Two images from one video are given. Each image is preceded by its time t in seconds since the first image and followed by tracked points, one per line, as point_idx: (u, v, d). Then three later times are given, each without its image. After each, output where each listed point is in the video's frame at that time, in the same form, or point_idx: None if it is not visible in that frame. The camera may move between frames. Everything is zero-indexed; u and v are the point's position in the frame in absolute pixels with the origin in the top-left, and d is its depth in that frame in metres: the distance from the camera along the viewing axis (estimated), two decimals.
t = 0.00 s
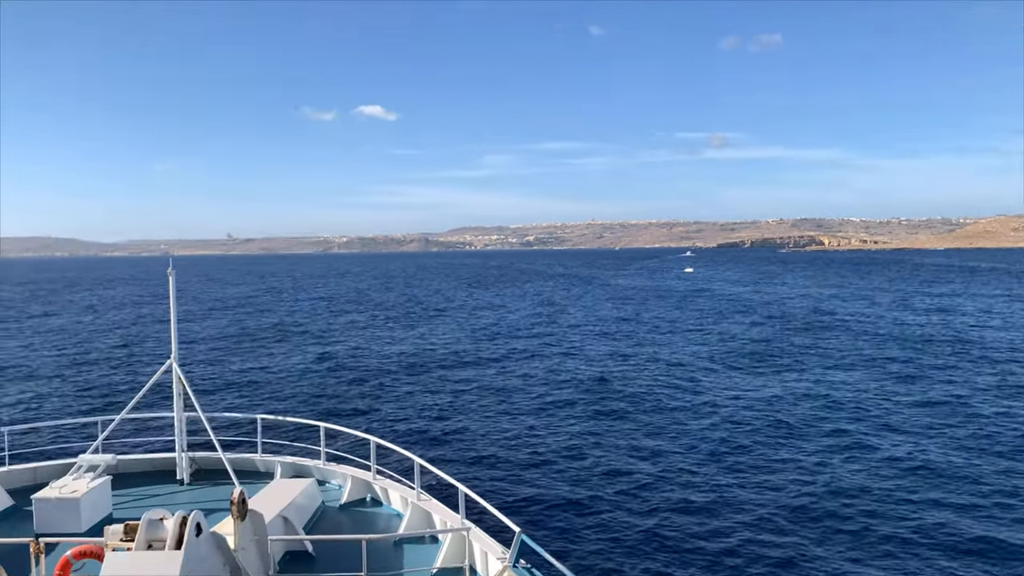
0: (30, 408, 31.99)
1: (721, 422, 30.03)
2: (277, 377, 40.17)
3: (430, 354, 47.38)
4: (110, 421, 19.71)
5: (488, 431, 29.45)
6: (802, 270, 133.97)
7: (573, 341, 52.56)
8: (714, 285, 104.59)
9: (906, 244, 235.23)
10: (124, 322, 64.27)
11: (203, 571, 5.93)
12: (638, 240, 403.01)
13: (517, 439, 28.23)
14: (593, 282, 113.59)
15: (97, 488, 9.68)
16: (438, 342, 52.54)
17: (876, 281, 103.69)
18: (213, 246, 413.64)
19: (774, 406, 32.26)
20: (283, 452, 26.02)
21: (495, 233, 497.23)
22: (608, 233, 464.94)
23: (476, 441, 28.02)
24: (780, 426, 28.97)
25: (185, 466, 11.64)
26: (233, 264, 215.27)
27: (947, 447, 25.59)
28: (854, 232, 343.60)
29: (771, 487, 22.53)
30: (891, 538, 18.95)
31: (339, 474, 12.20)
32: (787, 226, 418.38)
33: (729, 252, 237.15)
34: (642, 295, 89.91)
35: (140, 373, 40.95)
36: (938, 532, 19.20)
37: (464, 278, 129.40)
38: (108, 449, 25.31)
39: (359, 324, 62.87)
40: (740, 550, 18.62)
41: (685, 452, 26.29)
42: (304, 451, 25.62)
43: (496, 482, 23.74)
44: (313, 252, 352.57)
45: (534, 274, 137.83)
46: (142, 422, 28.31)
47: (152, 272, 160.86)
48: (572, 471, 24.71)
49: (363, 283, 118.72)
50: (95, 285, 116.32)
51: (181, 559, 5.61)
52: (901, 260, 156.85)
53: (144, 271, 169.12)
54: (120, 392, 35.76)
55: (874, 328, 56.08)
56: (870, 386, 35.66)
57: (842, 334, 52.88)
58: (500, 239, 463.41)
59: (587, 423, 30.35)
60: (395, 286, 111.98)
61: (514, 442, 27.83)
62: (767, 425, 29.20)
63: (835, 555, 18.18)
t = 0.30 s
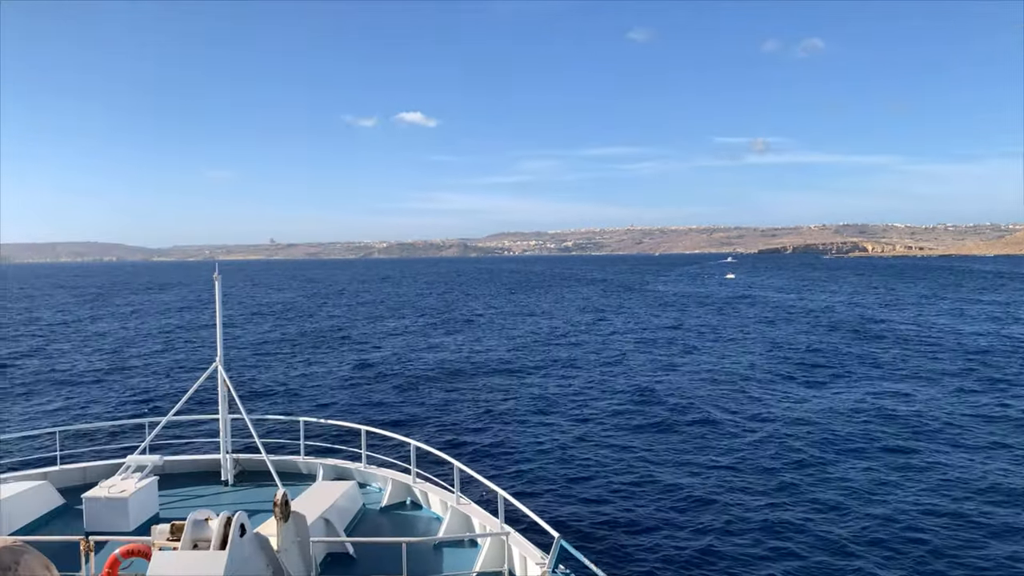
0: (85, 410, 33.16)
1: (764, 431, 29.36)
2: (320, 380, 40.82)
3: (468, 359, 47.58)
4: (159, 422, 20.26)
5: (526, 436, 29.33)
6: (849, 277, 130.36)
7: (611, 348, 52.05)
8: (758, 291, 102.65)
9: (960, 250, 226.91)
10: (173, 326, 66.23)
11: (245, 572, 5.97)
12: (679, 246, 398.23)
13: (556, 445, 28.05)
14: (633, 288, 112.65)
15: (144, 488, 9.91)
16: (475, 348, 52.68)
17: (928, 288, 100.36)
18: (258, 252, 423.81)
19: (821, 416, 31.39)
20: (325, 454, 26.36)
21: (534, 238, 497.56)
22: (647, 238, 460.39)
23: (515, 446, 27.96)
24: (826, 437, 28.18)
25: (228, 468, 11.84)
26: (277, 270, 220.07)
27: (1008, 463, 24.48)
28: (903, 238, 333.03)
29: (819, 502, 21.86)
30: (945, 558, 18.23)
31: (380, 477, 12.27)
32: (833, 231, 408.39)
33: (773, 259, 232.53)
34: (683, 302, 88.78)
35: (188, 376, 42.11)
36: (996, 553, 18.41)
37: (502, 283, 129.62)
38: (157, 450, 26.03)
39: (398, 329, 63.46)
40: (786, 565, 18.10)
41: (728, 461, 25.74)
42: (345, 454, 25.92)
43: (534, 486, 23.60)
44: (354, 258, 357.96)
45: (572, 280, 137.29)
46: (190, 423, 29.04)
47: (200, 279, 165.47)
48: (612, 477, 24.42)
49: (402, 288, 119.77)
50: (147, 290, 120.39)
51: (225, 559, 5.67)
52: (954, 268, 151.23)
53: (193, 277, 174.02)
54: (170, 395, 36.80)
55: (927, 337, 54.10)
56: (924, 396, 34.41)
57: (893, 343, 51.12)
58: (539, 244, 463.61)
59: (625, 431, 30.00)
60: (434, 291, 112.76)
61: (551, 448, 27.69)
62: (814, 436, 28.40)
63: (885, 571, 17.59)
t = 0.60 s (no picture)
0: (132, 407, 34.17)
1: (806, 436, 28.65)
2: (358, 380, 41.34)
3: (503, 360, 47.63)
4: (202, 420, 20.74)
5: (561, 437, 29.20)
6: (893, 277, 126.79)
7: (648, 349, 51.54)
8: (798, 291, 100.67)
9: (1011, 250, 218.79)
10: (216, 326, 67.84)
11: (284, 570, 6.00)
12: (717, 245, 392.43)
13: (593, 446, 27.87)
14: (671, 288, 111.31)
15: (185, 485, 10.10)
16: (510, 348, 52.70)
17: (979, 289, 97.03)
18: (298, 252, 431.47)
19: (867, 421, 30.52)
20: (361, 453, 26.70)
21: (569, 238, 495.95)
22: (684, 238, 454.92)
23: (550, 447, 27.88)
24: (873, 443, 27.37)
25: (267, 465, 12.01)
26: (316, 269, 223.99)
27: None
28: (951, 237, 322.57)
29: (863, 512, 21.25)
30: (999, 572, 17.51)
31: (416, 476, 12.29)
32: (877, 230, 397.83)
33: (815, 259, 227.50)
34: (722, 302, 87.50)
35: (230, 375, 43.08)
36: None
37: (537, 283, 129.45)
38: (200, 448, 26.68)
39: (434, 329, 63.91)
40: None
41: (769, 466, 25.22)
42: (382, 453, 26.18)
43: (571, 488, 23.47)
44: (392, 258, 361.85)
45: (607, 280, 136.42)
46: (231, 421, 29.73)
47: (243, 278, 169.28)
48: (649, 480, 24.14)
49: (437, 288, 120.56)
50: (192, 289, 123.76)
51: (263, 557, 5.69)
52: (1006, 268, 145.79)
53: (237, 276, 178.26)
54: (212, 394, 37.72)
55: (978, 339, 52.26)
56: (975, 401, 33.26)
57: (942, 345, 49.47)
58: (574, 244, 462.00)
59: (663, 433, 29.60)
60: (469, 291, 113.22)
61: (586, 449, 27.52)
62: (859, 442, 27.65)
63: None
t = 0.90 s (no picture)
0: (172, 401, 35.00)
1: (844, 436, 28.05)
2: (391, 375, 41.71)
3: (534, 355, 47.57)
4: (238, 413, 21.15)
5: (592, 433, 29.04)
6: (934, 273, 123.20)
7: (680, 345, 50.91)
8: (836, 287, 98.35)
9: None
10: (253, 321, 69.15)
11: (320, 563, 6.04)
12: (752, 240, 385.95)
13: (625, 443, 27.68)
14: (704, 284, 109.83)
15: (222, 478, 10.27)
16: (541, 343, 52.63)
17: None
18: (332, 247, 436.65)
19: (910, 422, 29.70)
20: (393, 447, 26.90)
21: (602, 233, 492.82)
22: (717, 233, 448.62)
23: (582, 443, 27.75)
24: (913, 445, 26.68)
25: (302, 459, 12.16)
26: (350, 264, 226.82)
27: None
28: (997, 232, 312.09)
29: (905, 516, 20.69)
30: None
31: (449, 471, 12.32)
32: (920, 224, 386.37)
33: (854, 254, 221.98)
34: (757, 298, 86.01)
35: (264, 369, 43.73)
36: None
37: (567, 279, 128.74)
38: (237, 442, 27.22)
39: (464, 325, 64.05)
40: None
41: (807, 466, 24.72)
42: (415, 447, 26.37)
43: (603, 484, 23.33)
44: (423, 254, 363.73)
45: (638, 276, 135.03)
46: (267, 415, 30.25)
47: (278, 273, 171.93)
48: (683, 477, 23.87)
49: (467, 284, 120.76)
50: (229, 284, 126.28)
51: (298, 550, 5.72)
52: None
53: (272, 271, 181.24)
54: (249, 389, 38.44)
55: None
56: None
57: (987, 343, 47.94)
58: (605, 239, 459.37)
59: (696, 429, 29.24)
60: (500, 286, 113.13)
61: (618, 445, 27.34)
62: (901, 443, 26.94)
63: None
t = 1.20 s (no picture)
0: (202, 395, 35.62)
1: (876, 432, 27.52)
2: (416, 369, 41.99)
3: (558, 350, 47.45)
4: (267, 407, 21.45)
5: (617, 428, 28.89)
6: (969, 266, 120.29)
7: (706, 340, 50.35)
8: (867, 281, 96.44)
9: None
10: (280, 315, 70.10)
11: (347, 556, 6.06)
12: (779, 233, 380.20)
13: (651, 438, 27.49)
14: (731, 278, 108.61)
15: (249, 471, 10.39)
16: (565, 339, 52.47)
17: None
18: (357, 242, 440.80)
19: (943, 419, 29.09)
20: (418, 441, 27.05)
21: (626, 228, 490.07)
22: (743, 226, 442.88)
23: (606, 438, 27.63)
24: (948, 443, 26.05)
25: (328, 453, 12.26)
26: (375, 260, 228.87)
27: None
28: None
29: (939, 514, 20.26)
30: None
31: (474, 466, 12.33)
32: (953, 216, 377.70)
33: (884, 248, 217.85)
34: (784, 292, 84.91)
35: (290, 364, 44.26)
36: None
37: (591, 274, 128.14)
38: (266, 435, 27.59)
39: (488, 320, 64.06)
40: None
41: (837, 462, 24.34)
42: (440, 442, 26.49)
43: (629, 480, 23.20)
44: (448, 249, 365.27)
45: (663, 270, 133.93)
46: (294, 409, 30.64)
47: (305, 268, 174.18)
48: (710, 472, 23.65)
49: (491, 279, 120.79)
50: (258, 279, 128.19)
51: (325, 544, 5.74)
52: None
53: (299, 266, 183.85)
54: (277, 383, 38.96)
55: None
56: None
57: None
58: (629, 233, 456.35)
59: (723, 425, 28.93)
60: (524, 281, 112.94)
61: (643, 441, 27.17)
62: (935, 440, 26.40)
63: None
